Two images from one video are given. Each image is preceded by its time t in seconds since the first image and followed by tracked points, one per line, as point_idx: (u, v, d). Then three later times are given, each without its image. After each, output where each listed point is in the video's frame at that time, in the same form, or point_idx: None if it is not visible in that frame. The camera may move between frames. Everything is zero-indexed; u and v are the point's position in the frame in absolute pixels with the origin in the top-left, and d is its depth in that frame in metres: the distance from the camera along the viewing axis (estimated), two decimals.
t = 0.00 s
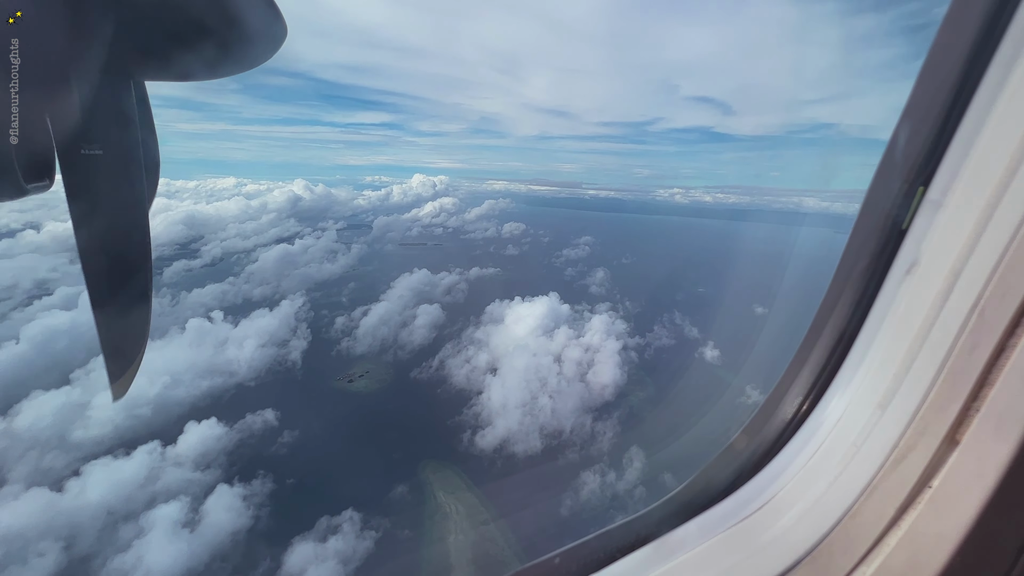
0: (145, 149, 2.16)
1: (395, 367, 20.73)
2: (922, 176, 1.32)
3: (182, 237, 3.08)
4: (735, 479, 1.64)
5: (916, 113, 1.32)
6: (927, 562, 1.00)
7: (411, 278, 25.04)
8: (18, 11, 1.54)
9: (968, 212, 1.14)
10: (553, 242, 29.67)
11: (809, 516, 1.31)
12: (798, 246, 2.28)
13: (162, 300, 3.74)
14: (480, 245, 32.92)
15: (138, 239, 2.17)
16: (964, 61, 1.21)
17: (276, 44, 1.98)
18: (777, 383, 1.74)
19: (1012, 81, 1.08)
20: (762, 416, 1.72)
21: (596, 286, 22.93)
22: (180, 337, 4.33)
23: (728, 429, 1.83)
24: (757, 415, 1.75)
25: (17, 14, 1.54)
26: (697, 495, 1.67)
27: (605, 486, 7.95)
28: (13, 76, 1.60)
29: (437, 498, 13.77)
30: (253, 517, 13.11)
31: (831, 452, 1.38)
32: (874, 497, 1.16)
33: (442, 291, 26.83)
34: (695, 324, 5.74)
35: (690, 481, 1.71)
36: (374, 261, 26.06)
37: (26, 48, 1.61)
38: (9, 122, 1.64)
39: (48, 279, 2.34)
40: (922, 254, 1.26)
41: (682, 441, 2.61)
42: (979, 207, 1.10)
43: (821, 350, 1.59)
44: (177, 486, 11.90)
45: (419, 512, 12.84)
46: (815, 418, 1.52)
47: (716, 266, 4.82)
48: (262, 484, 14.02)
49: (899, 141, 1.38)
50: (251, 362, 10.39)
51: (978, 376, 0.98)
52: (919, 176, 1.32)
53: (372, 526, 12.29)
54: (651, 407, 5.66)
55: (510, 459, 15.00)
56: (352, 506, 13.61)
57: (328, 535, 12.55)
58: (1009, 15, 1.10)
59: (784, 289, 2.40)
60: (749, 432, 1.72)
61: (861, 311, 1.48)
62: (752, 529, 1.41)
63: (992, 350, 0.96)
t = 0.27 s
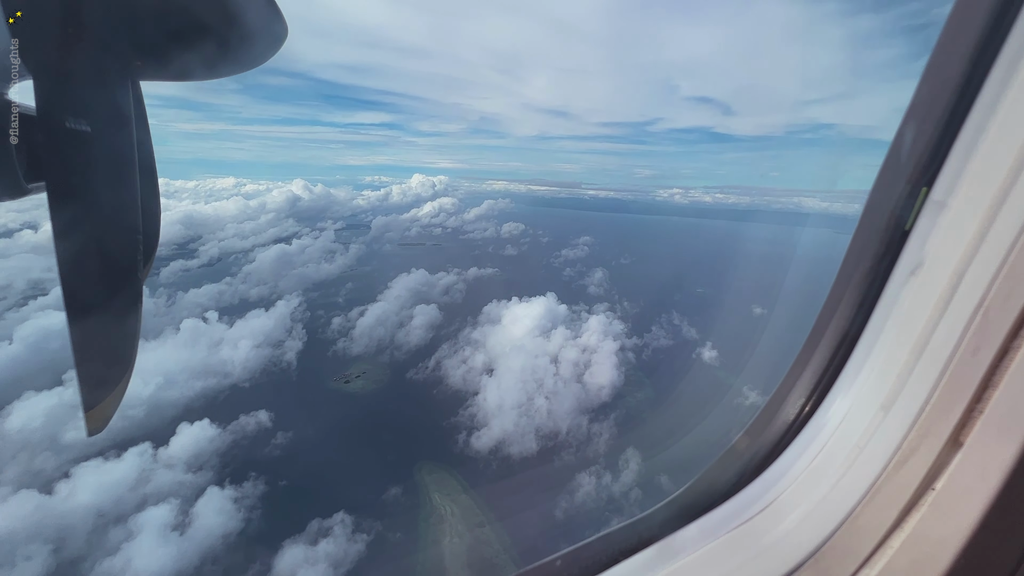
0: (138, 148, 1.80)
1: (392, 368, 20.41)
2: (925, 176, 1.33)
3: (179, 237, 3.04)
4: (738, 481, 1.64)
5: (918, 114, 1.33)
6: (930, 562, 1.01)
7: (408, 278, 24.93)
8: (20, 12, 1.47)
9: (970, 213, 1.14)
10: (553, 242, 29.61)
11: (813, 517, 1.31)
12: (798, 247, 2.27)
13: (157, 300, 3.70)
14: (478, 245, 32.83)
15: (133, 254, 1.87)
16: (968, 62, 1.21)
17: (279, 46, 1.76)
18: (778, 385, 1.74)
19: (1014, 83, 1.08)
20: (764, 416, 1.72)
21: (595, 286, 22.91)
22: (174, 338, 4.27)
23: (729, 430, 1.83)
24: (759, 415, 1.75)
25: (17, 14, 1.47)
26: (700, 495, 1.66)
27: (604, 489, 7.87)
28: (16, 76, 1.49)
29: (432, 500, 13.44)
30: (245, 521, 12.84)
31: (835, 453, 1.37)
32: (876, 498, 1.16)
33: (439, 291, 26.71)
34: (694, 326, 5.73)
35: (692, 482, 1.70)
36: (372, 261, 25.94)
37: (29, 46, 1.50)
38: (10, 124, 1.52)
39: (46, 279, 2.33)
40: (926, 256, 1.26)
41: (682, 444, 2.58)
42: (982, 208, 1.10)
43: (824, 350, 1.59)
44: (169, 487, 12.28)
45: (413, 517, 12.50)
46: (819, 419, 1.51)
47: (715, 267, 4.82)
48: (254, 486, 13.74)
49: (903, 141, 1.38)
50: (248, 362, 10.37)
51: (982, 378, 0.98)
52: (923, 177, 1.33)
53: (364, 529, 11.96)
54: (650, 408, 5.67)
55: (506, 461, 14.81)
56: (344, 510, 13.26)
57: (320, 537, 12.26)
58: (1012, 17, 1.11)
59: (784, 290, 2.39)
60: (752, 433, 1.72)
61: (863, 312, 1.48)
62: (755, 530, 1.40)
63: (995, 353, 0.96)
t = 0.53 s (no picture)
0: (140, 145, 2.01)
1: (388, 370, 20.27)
2: (928, 178, 1.36)
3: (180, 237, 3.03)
4: (741, 481, 1.64)
5: (924, 115, 1.37)
6: (937, 560, 1.05)
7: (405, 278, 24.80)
8: (20, 12, 1.53)
9: (976, 213, 1.18)
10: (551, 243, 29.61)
11: (817, 516, 1.32)
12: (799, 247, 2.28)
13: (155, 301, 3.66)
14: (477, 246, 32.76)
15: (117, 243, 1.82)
16: (971, 65, 1.25)
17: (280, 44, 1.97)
18: (781, 386, 1.76)
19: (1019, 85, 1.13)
20: (768, 415, 1.73)
21: (593, 287, 22.90)
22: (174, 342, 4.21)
23: (731, 430, 1.84)
24: (762, 414, 1.77)
25: (18, 14, 1.53)
26: (703, 496, 1.66)
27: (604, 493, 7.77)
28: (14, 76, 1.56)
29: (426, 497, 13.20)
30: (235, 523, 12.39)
31: (839, 452, 1.39)
32: (883, 496, 1.19)
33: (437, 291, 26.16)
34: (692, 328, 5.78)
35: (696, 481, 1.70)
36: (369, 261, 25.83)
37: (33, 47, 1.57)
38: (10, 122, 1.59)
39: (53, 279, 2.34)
40: (929, 257, 1.31)
41: (682, 445, 2.57)
42: (986, 212, 1.15)
43: (827, 348, 1.62)
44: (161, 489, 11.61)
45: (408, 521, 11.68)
46: (822, 418, 1.53)
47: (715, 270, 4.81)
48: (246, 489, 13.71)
49: (909, 139, 1.41)
50: (245, 363, 10.32)
51: (986, 377, 1.02)
52: (925, 179, 1.37)
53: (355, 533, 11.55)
54: (647, 411, 5.65)
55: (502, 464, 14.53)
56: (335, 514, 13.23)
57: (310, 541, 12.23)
58: (1016, 21, 1.16)
59: (786, 290, 2.39)
60: (755, 434, 1.73)
61: (868, 311, 1.51)
62: (758, 531, 1.40)
63: (1000, 356, 1.01)
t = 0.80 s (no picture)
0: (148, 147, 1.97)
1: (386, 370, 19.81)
2: (928, 177, 1.35)
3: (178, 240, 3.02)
4: (739, 481, 1.63)
5: (922, 116, 1.36)
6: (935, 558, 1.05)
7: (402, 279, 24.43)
8: (20, 12, 1.44)
9: (975, 212, 1.17)
10: (550, 244, 29.62)
11: (814, 517, 1.31)
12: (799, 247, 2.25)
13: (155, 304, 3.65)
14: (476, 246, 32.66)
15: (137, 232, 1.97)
16: (970, 64, 1.24)
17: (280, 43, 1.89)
18: (779, 387, 1.75)
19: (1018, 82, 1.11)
20: (767, 415, 1.72)
21: (592, 287, 22.92)
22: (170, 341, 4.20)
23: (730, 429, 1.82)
24: (761, 414, 1.75)
25: (18, 14, 1.44)
26: (701, 496, 1.64)
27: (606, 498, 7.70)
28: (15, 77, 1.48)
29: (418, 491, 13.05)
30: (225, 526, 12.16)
31: (836, 452, 1.38)
32: (882, 496, 1.18)
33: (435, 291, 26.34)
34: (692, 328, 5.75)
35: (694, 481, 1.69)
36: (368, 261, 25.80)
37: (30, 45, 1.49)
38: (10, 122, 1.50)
39: (50, 278, 2.35)
40: (928, 256, 1.29)
41: (679, 447, 2.56)
42: (986, 210, 1.14)
43: (827, 348, 1.61)
44: (152, 492, 11.47)
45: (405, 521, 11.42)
46: (820, 418, 1.51)
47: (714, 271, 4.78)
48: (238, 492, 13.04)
49: (909, 140, 1.40)
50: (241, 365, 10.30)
51: (984, 377, 1.02)
52: (925, 178, 1.35)
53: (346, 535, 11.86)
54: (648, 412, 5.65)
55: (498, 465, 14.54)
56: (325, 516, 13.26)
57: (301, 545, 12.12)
58: (1014, 21, 1.14)
59: (785, 292, 2.36)
60: (753, 433, 1.71)
61: (867, 311, 1.49)
62: (757, 530, 1.39)
63: (997, 353, 1.00)
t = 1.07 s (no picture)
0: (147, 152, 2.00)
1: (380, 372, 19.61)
2: (923, 177, 1.35)
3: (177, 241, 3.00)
4: (738, 479, 1.63)
5: (917, 118, 1.36)
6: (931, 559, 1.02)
7: (399, 280, 24.21)
8: (20, 12, 1.46)
9: (972, 212, 1.16)
10: (548, 244, 29.64)
11: (812, 516, 1.31)
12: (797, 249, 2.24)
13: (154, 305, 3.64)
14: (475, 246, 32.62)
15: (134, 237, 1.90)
16: (966, 67, 1.24)
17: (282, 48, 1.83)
18: (778, 385, 1.74)
19: (1015, 82, 1.11)
20: (766, 413, 1.72)
21: (590, 288, 22.93)
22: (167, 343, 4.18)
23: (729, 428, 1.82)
24: (760, 412, 1.75)
25: (18, 14, 1.47)
26: (698, 493, 1.65)
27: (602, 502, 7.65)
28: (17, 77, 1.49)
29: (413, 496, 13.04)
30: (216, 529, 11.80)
31: (835, 451, 1.38)
32: (877, 496, 1.17)
33: (432, 292, 26.36)
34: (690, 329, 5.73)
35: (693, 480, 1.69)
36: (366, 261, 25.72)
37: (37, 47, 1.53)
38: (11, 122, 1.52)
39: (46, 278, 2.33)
40: (925, 255, 1.28)
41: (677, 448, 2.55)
42: (983, 208, 1.13)
43: (825, 347, 1.60)
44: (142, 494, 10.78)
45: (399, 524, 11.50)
46: (819, 418, 1.51)
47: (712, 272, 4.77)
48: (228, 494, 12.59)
49: (903, 141, 1.40)
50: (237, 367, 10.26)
51: (981, 377, 1.00)
52: (921, 178, 1.35)
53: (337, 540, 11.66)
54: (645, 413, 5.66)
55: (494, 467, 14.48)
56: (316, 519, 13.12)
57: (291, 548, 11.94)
58: (1010, 23, 1.14)
59: (782, 293, 2.35)
60: (752, 431, 1.71)
61: (865, 310, 1.49)
62: (755, 529, 1.39)
63: (995, 352, 0.98)
